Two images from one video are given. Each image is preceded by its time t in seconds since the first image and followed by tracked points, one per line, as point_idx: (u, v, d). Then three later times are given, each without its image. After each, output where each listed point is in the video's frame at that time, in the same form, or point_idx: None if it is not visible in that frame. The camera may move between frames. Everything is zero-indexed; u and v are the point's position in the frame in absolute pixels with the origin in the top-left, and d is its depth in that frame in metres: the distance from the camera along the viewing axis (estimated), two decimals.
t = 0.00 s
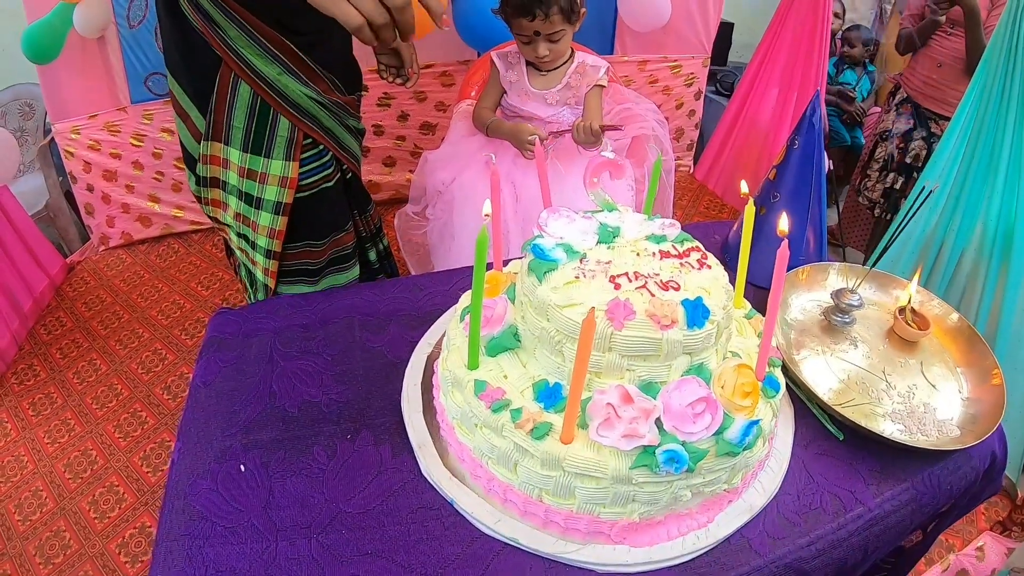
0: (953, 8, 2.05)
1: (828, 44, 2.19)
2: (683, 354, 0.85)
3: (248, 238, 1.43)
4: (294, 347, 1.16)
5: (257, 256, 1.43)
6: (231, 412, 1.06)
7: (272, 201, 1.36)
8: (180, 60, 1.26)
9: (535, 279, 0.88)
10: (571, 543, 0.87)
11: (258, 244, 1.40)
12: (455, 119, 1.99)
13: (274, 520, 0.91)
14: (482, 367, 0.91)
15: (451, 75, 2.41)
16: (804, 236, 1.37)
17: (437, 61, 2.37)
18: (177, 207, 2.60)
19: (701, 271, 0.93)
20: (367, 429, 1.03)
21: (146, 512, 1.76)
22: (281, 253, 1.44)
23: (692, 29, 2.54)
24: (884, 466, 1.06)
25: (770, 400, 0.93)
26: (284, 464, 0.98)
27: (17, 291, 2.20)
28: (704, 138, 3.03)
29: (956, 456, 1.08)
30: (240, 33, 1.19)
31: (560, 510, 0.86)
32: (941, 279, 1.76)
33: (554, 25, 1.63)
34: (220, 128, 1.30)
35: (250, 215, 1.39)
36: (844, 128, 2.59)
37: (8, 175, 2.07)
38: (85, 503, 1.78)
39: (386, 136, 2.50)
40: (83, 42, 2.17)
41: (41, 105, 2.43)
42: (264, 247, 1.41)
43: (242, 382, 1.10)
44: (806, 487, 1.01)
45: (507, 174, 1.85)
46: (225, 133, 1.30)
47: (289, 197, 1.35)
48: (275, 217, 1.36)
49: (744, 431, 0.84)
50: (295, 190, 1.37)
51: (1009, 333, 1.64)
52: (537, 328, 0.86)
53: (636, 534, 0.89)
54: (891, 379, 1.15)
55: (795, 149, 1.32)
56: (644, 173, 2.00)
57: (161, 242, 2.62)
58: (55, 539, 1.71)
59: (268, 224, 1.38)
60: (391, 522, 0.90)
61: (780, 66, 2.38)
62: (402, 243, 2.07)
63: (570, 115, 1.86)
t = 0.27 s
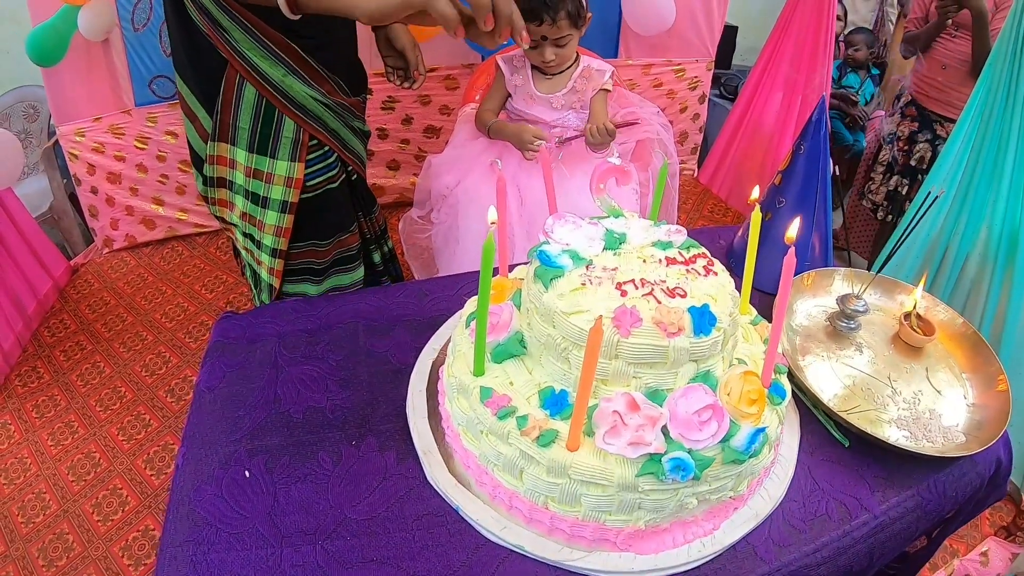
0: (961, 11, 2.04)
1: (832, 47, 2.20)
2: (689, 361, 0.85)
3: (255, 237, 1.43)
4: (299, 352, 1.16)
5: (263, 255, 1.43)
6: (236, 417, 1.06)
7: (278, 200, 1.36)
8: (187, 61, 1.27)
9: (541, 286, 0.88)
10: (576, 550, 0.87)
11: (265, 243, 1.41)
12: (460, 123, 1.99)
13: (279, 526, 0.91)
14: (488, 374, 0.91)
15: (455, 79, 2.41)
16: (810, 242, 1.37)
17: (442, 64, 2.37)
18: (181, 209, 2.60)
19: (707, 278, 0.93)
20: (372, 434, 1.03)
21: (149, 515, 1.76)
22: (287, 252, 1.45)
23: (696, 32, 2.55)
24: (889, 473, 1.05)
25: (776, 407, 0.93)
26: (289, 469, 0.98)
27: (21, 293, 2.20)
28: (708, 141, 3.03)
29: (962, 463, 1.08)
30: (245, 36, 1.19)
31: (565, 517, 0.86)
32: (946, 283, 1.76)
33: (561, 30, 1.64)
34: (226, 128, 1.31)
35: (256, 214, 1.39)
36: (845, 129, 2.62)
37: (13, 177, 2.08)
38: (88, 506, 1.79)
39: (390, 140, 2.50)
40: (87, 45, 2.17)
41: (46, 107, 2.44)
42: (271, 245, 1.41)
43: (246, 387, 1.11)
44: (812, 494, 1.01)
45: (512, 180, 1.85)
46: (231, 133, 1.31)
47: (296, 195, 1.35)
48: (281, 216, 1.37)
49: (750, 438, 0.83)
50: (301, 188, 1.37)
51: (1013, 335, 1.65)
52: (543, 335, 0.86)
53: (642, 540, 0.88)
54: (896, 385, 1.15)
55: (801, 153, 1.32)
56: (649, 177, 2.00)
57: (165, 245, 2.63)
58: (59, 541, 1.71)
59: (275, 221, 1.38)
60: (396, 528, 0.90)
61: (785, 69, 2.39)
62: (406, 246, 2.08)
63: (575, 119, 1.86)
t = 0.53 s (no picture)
0: (973, 15, 2.04)
1: (833, 49, 2.21)
2: (689, 363, 0.85)
3: (260, 238, 1.43)
4: (300, 352, 1.16)
5: (269, 255, 1.44)
6: (236, 417, 1.06)
7: (283, 201, 1.36)
8: (190, 63, 1.27)
9: (541, 287, 0.88)
10: (576, 551, 0.87)
11: (270, 244, 1.41)
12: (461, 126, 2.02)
13: (279, 526, 0.91)
14: (488, 374, 0.91)
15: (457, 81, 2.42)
16: (810, 245, 1.37)
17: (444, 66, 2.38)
18: (184, 210, 2.61)
19: (708, 279, 0.93)
20: (373, 435, 1.03)
21: (150, 515, 1.76)
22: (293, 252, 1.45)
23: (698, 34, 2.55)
24: (890, 475, 1.05)
25: (776, 409, 0.93)
26: (290, 469, 0.98)
27: (23, 293, 2.21)
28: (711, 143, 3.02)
29: (963, 466, 1.08)
30: (249, 38, 1.20)
31: (565, 518, 0.86)
32: (948, 286, 1.75)
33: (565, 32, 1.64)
34: (232, 131, 1.31)
35: (261, 216, 1.39)
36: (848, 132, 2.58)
37: (16, 178, 2.08)
38: (89, 506, 1.79)
39: (392, 141, 2.50)
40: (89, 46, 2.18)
41: (48, 108, 2.44)
42: (277, 245, 1.41)
43: (247, 388, 1.11)
44: (812, 496, 1.00)
45: (514, 181, 1.85)
46: (236, 135, 1.32)
47: (300, 198, 1.36)
48: (287, 216, 1.37)
49: (750, 440, 0.83)
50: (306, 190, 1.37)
51: (1016, 335, 1.65)
52: (543, 336, 0.86)
53: (641, 542, 0.88)
54: (897, 387, 1.15)
55: (802, 156, 1.33)
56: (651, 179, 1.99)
57: (167, 246, 2.63)
58: (59, 541, 1.71)
59: (280, 222, 1.38)
60: (395, 529, 0.90)
61: (785, 73, 2.40)
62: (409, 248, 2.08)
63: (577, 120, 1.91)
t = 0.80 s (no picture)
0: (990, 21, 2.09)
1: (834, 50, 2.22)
2: (693, 358, 0.86)
3: (261, 240, 1.44)
4: (305, 349, 1.17)
5: (270, 258, 1.45)
6: (242, 413, 1.07)
7: (287, 202, 1.37)
8: (195, 63, 1.28)
9: (545, 283, 0.89)
10: (580, 545, 0.88)
11: (272, 246, 1.42)
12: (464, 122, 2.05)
13: (285, 521, 0.92)
14: (493, 370, 0.92)
15: (459, 81, 2.43)
16: (812, 243, 1.39)
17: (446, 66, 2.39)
18: (186, 209, 2.62)
19: (710, 276, 0.94)
20: (377, 430, 1.04)
21: (152, 513, 1.76)
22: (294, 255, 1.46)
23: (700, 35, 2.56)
24: (890, 471, 1.06)
25: (778, 404, 0.94)
26: (295, 464, 0.99)
27: (25, 292, 2.22)
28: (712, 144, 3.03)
29: (962, 462, 1.08)
30: (255, 38, 1.21)
31: (569, 512, 0.87)
32: (948, 284, 1.77)
33: (569, 28, 1.65)
34: (235, 131, 1.32)
35: (263, 217, 1.40)
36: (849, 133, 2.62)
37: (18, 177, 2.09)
38: (91, 503, 1.80)
39: (394, 141, 2.51)
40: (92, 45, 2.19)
41: (51, 107, 2.45)
42: (278, 248, 1.42)
43: (252, 384, 1.11)
44: (813, 491, 1.01)
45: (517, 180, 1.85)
46: (240, 135, 1.32)
47: (303, 200, 1.37)
48: (290, 218, 1.38)
49: (753, 434, 0.84)
50: (309, 192, 1.38)
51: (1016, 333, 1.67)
52: (547, 332, 0.87)
53: (645, 536, 0.89)
54: (898, 385, 1.16)
55: (803, 155, 1.33)
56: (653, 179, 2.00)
57: (169, 245, 2.64)
58: (61, 539, 1.72)
59: (282, 225, 1.39)
60: (400, 524, 0.91)
61: (788, 72, 2.41)
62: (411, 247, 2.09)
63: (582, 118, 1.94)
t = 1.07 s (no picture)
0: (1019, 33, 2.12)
1: (840, 51, 2.22)
2: (706, 350, 0.86)
3: (267, 239, 1.44)
4: (316, 343, 1.18)
5: (275, 257, 1.45)
6: (253, 406, 1.07)
7: (293, 201, 1.37)
8: (200, 58, 1.27)
9: (559, 275, 0.89)
10: (594, 537, 0.88)
11: (278, 245, 1.42)
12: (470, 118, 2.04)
13: (298, 513, 0.92)
14: (506, 362, 0.92)
15: (464, 78, 2.44)
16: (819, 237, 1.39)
17: (452, 63, 2.40)
18: (191, 206, 2.62)
19: (722, 269, 0.94)
20: (389, 423, 1.04)
21: (157, 509, 1.77)
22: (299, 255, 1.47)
23: (704, 33, 2.57)
24: (900, 464, 1.07)
25: (790, 397, 0.94)
26: (307, 457, 1.00)
27: (29, 289, 2.22)
28: (716, 142, 3.04)
29: (970, 456, 1.09)
30: (264, 35, 1.21)
31: (583, 503, 0.87)
32: (953, 280, 1.80)
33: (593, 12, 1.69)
34: (242, 128, 1.31)
35: (270, 216, 1.40)
36: (852, 134, 2.60)
37: (23, 173, 2.09)
38: (96, 499, 1.80)
39: (399, 138, 2.51)
40: (97, 41, 2.19)
41: (55, 103, 2.45)
42: (284, 247, 1.43)
43: (263, 377, 1.12)
44: (823, 484, 1.02)
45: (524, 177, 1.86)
46: (247, 133, 1.32)
47: (310, 198, 1.37)
48: (296, 217, 1.38)
49: (765, 426, 0.85)
50: (317, 190, 1.39)
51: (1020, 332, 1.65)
52: (562, 324, 0.88)
53: (658, 527, 0.90)
54: (905, 379, 1.16)
55: (811, 151, 1.33)
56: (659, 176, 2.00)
57: (173, 241, 2.64)
58: (66, 534, 1.72)
59: (289, 223, 1.39)
60: (413, 516, 0.92)
61: (793, 70, 2.42)
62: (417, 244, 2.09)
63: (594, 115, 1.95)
